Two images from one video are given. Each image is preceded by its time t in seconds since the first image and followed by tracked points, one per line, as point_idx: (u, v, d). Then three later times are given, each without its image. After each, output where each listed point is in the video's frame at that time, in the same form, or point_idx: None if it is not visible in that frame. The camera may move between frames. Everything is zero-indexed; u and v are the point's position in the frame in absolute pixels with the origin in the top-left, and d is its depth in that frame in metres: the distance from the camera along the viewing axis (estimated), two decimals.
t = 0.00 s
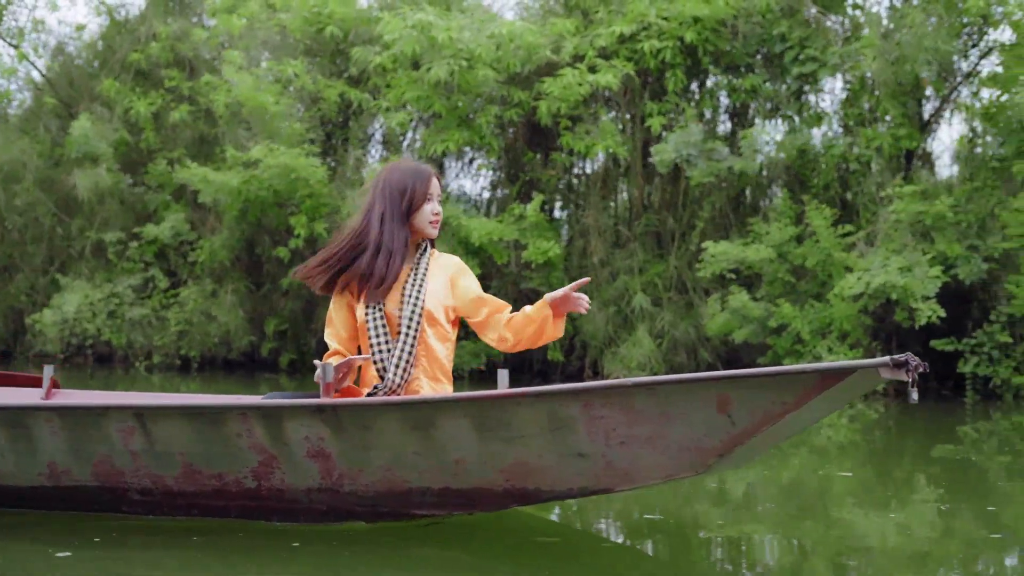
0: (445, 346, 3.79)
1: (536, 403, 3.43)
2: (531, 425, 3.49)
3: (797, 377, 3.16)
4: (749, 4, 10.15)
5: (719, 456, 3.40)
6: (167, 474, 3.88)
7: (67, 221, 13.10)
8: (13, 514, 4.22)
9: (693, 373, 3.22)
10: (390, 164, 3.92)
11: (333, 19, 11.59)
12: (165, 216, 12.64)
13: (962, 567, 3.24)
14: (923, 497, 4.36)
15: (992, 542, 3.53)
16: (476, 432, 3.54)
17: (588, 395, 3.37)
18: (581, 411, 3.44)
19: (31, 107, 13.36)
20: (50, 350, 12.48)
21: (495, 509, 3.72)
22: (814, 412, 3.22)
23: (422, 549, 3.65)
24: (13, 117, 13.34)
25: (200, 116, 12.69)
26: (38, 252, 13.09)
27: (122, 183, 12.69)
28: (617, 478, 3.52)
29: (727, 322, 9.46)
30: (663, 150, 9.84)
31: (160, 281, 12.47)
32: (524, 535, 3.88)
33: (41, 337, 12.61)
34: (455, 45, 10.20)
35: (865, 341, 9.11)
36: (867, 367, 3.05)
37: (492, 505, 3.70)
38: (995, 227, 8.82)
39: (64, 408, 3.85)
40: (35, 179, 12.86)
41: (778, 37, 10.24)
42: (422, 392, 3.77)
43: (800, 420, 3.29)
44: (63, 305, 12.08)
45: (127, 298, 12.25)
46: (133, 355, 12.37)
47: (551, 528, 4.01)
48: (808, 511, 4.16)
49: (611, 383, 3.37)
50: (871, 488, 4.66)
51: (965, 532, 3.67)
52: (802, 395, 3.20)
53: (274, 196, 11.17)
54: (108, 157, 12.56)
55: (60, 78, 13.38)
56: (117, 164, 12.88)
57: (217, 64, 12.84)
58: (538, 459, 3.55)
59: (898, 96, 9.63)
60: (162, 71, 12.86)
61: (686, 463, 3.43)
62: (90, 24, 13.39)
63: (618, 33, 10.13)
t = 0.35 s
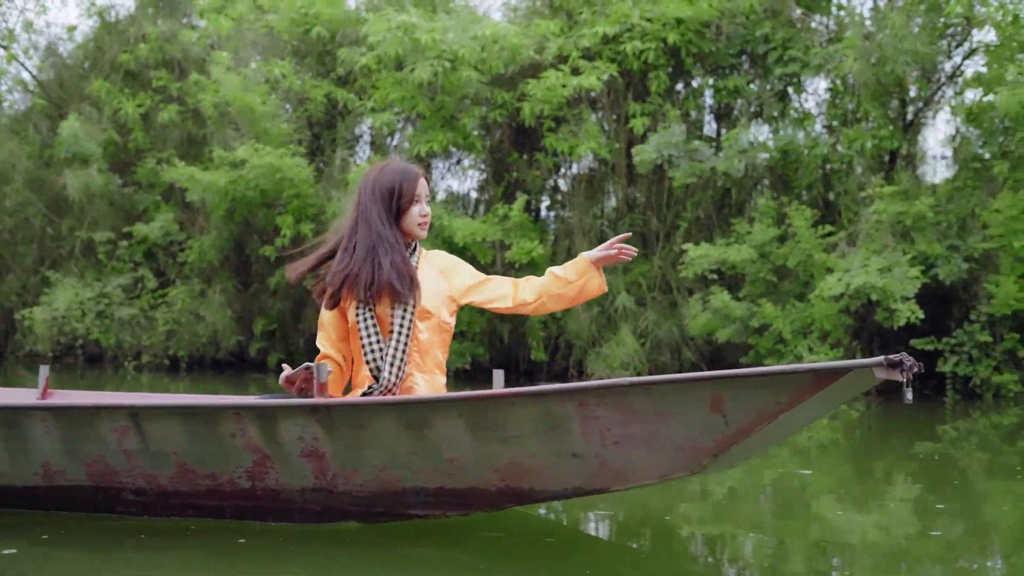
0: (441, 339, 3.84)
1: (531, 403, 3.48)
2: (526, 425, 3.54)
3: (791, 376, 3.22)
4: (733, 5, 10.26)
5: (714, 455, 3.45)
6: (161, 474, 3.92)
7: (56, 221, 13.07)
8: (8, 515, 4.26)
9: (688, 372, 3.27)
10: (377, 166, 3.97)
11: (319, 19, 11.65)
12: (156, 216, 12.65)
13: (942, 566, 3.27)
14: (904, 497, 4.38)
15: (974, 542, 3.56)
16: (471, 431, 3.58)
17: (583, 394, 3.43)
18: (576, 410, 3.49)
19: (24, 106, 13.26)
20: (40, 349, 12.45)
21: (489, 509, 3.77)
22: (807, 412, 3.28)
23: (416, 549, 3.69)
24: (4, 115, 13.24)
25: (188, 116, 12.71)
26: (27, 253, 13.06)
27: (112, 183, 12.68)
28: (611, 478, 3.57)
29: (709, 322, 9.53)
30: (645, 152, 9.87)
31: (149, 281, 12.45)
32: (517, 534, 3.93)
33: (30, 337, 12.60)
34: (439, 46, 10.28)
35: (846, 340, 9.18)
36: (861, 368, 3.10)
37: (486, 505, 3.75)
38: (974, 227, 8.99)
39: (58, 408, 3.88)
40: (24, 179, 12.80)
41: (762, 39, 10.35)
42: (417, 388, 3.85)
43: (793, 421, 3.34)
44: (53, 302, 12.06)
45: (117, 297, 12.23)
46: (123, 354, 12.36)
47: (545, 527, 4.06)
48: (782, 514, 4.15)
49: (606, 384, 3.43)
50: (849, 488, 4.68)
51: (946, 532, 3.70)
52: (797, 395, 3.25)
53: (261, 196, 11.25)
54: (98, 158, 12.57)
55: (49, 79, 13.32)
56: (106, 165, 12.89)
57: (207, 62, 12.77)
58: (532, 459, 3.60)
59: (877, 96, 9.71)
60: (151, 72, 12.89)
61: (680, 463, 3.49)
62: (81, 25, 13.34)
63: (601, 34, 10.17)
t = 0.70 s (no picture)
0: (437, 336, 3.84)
1: (525, 403, 3.48)
2: (521, 425, 3.54)
3: (788, 376, 3.22)
4: (718, 6, 10.25)
5: (710, 456, 3.44)
6: (156, 474, 3.93)
7: (48, 221, 13.13)
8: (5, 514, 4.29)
9: (682, 372, 3.27)
10: (365, 167, 3.95)
11: (307, 19, 11.70)
12: (147, 215, 12.71)
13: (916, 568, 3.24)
14: (882, 498, 4.34)
15: (952, 543, 3.52)
16: (466, 431, 3.58)
17: (577, 394, 3.43)
18: (570, 411, 3.49)
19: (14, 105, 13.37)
20: (32, 348, 12.54)
21: (485, 509, 3.77)
22: (804, 412, 3.27)
23: (410, 549, 3.70)
24: None
25: (179, 117, 12.77)
26: (19, 253, 13.12)
27: (103, 183, 12.74)
28: (607, 478, 3.57)
29: (692, 322, 9.53)
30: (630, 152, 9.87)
31: (140, 281, 12.49)
32: (512, 534, 3.92)
33: (23, 336, 12.67)
34: (424, 48, 10.28)
35: (829, 341, 9.17)
36: (857, 368, 3.10)
37: (482, 505, 3.74)
38: (958, 227, 9.00)
39: (52, 409, 3.89)
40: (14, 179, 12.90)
41: (748, 40, 10.35)
42: (414, 385, 3.84)
43: (790, 421, 3.34)
44: (43, 300, 12.14)
45: (107, 297, 12.30)
46: (113, 353, 12.41)
47: (539, 527, 4.05)
48: (760, 514, 4.11)
49: (599, 384, 3.42)
50: (827, 489, 4.66)
51: (922, 533, 3.67)
52: (793, 395, 3.25)
53: (250, 196, 11.40)
54: (90, 157, 12.63)
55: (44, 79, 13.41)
56: (98, 165, 12.95)
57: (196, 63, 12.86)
58: (527, 459, 3.60)
59: (862, 97, 9.71)
60: (141, 72, 12.96)
61: (676, 463, 3.48)
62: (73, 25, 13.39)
63: (587, 35, 10.16)
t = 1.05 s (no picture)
0: (429, 334, 3.83)
1: (520, 405, 3.50)
2: (516, 428, 3.56)
3: (781, 379, 3.24)
4: (703, 7, 10.24)
5: (704, 458, 3.47)
6: (151, 476, 3.94)
7: (38, 222, 13.23)
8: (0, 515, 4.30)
9: (677, 374, 3.29)
10: (355, 168, 3.92)
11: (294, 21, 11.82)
12: (136, 215, 12.84)
13: (892, 569, 3.23)
14: (861, 498, 4.33)
15: (929, 542, 3.52)
16: (461, 433, 3.60)
17: (571, 397, 3.45)
18: (565, 413, 3.51)
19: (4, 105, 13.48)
20: (23, 347, 12.67)
21: (480, 511, 3.78)
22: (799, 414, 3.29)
23: (405, 550, 3.72)
24: None
25: (168, 118, 12.88)
26: (10, 253, 13.21)
27: (94, 183, 12.83)
28: (602, 481, 3.58)
29: (674, 322, 9.56)
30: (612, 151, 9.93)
31: (129, 280, 12.65)
32: (505, 535, 3.94)
33: (14, 335, 12.77)
34: (408, 49, 10.24)
35: (811, 341, 9.24)
36: (851, 370, 3.12)
37: (477, 507, 3.76)
38: (939, 228, 9.01)
39: (47, 411, 3.90)
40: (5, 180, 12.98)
41: (732, 40, 10.29)
42: (408, 384, 3.82)
43: (785, 423, 3.35)
44: (32, 299, 12.33)
45: (96, 296, 12.49)
46: (103, 353, 12.55)
47: (530, 527, 4.07)
48: (740, 514, 4.11)
49: (594, 386, 3.44)
50: (805, 488, 4.66)
51: (899, 533, 3.65)
52: (788, 397, 3.26)
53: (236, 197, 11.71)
54: (81, 158, 12.73)
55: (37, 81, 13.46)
56: (89, 166, 13.05)
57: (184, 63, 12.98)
58: (523, 461, 3.61)
59: (843, 98, 9.66)
60: (129, 73, 13.09)
61: (672, 465, 3.49)
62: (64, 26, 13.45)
63: (570, 36, 10.19)
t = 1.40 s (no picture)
0: (423, 335, 3.84)
1: (518, 408, 3.51)
2: (513, 431, 3.56)
3: (779, 382, 3.26)
4: (688, 8, 10.27)
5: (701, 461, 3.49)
6: (147, 479, 3.95)
7: (29, 223, 13.27)
8: None
9: (675, 377, 3.31)
10: (350, 169, 3.93)
11: (283, 23, 11.96)
12: (128, 216, 12.93)
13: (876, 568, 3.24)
14: (843, 497, 4.34)
15: (909, 540, 3.55)
16: (459, 437, 3.61)
17: (569, 399, 3.46)
18: (562, 416, 3.52)
19: None
20: (15, 348, 12.73)
21: (477, 513, 3.79)
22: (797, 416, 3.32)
23: (401, 552, 3.73)
24: None
25: (158, 119, 12.95)
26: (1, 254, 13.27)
27: (85, 184, 12.91)
28: (599, 484, 3.59)
29: (659, 323, 9.52)
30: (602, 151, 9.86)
31: (120, 280, 12.73)
32: (500, 536, 3.96)
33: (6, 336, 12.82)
34: (394, 50, 10.33)
35: (795, 340, 9.22)
36: (849, 372, 3.14)
37: (473, 510, 3.77)
38: (922, 229, 9.06)
39: (44, 414, 3.91)
40: None
41: (717, 43, 10.39)
42: (402, 386, 3.83)
43: (782, 425, 3.38)
44: (22, 300, 12.37)
45: (87, 296, 12.54)
46: (95, 353, 12.61)
47: (523, 527, 4.08)
48: (724, 515, 4.12)
49: (591, 389, 3.45)
50: (787, 488, 4.68)
51: (881, 532, 3.67)
52: (786, 400, 3.28)
53: (225, 198, 11.86)
54: (72, 159, 12.79)
55: (30, 82, 13.50)
56: (80, 166, 13.11)
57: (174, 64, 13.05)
58: (520, 464, 3.62)
59: (828, 100, 9.71)
60: (120, 75, 13.17)
61: (669, 468, 3.51)
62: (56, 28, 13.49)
63: (557, 38, 10.18)
